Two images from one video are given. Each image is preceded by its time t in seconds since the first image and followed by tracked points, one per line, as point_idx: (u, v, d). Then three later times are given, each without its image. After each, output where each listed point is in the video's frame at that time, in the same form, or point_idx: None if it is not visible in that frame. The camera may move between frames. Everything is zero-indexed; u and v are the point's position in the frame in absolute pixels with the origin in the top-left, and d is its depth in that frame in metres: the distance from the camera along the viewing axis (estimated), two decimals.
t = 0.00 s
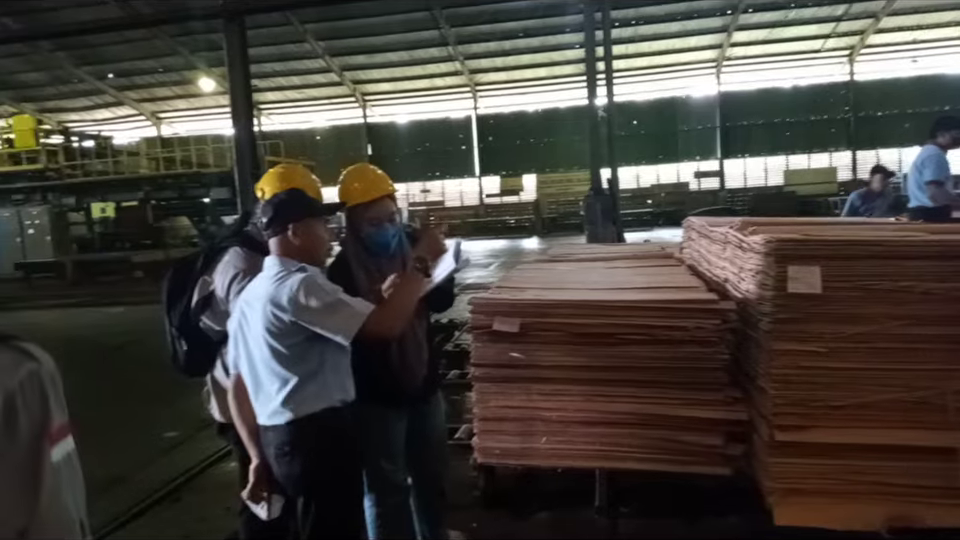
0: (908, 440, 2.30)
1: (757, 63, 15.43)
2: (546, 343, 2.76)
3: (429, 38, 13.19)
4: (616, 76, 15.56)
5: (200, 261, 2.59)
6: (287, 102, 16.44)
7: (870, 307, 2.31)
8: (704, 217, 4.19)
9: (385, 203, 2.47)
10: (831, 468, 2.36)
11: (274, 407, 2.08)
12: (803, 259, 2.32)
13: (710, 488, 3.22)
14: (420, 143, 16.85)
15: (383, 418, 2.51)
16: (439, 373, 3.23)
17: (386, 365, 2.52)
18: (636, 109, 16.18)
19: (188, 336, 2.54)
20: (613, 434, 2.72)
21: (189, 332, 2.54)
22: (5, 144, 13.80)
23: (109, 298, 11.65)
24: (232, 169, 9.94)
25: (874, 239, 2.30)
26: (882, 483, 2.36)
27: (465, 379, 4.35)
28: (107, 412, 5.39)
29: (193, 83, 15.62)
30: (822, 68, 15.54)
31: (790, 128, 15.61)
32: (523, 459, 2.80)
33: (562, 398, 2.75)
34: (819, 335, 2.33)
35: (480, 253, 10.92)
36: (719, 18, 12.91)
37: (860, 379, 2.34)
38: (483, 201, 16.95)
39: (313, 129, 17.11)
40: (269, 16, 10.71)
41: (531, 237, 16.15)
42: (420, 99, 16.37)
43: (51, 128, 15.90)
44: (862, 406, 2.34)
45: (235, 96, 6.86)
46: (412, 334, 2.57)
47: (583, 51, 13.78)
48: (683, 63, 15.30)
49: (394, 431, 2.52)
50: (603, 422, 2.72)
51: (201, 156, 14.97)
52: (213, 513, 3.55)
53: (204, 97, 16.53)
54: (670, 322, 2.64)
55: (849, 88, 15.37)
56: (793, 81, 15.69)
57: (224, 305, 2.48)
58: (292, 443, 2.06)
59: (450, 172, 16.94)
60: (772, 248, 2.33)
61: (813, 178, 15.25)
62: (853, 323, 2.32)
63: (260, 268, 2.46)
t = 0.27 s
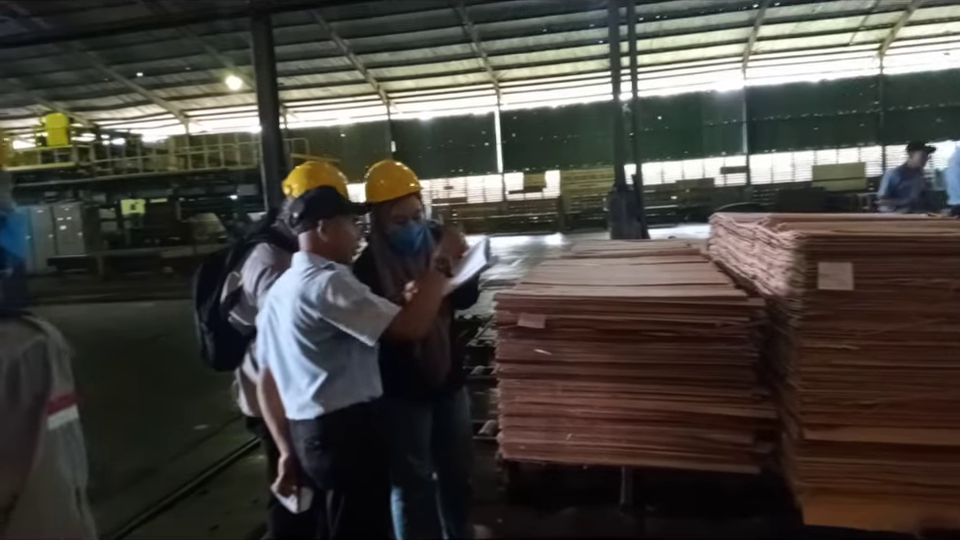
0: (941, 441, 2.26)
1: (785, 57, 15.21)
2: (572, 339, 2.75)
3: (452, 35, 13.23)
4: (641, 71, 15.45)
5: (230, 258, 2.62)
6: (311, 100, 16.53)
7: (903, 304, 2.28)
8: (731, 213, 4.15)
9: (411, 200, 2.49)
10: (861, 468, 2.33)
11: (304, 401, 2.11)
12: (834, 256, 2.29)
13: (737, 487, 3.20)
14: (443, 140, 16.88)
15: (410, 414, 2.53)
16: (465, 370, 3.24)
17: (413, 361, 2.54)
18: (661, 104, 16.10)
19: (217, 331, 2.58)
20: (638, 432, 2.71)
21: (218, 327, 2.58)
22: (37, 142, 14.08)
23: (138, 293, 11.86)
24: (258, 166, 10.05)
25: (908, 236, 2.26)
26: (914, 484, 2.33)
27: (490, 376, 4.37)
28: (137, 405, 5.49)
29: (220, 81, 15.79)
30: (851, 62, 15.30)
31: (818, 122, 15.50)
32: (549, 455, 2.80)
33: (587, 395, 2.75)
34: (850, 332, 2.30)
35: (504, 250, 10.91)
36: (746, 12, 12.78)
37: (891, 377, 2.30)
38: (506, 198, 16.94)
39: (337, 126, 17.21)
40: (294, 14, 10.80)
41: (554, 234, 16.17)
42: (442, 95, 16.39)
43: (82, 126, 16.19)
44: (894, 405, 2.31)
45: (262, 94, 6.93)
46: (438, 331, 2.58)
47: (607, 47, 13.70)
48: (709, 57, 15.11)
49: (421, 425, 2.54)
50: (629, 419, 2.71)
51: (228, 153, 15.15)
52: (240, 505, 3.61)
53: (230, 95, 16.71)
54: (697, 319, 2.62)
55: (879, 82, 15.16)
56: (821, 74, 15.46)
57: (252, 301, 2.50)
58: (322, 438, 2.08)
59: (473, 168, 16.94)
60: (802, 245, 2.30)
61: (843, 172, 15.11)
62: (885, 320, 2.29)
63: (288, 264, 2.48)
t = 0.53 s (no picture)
0: None
1: (819, 48, 14.93)
2: (600, 333, 2.74)
3: (480, 27, 13.22)
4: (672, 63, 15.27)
5: (262, 248, 2.64)
6: (340, 93, 16.63)
7: (943, 301, 2.22)
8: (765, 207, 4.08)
9: (440, 192, 2.50)
10: (895, 467, 2.28)
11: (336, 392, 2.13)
12: (873, 251, 2.24)
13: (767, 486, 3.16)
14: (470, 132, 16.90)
15: (438, 406, 2.54)
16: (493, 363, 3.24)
17: (440, 354, 2.56)
18: (691, 97, 15.93)
19: (248, 321, 2.61)
20: (667, 427, 2.69)
21: (249, 317, 2.61)
22: (73, 135, 14.39)
23: (171, 283, 12.10)
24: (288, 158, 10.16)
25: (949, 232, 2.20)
26: (949, 485, 2.28)
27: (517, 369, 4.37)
28: (170, 393, 5.60)
29: (251, 75, 15.94)
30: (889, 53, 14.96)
31: (854, 115, 15.23)
32: (576, 449, 2.79)
33: (616, 389, 2.74)
34: (886, 329, 2.25)
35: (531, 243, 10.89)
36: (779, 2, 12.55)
37: (929, 375, 2.25)
38: (533, 191, 16.90)
39: (365, 119, 17.31)
40: (324, 7, 10.87)
41: (581, 227, 16.07)
42: (470, 88, 16.38)
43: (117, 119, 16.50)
44: (931, 404, 2.26)
45: (291, 87, 6.98)
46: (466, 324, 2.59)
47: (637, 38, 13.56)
48: (740, 48, 14.89)
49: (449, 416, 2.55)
50: (658, 414, 2.69)
51: (258, 146, 15.33)
52: (270, 493, 3.66)
53: (261, 88, 16.89)
54: (730, 314, 2.59)
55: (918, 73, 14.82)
56: (857, 66, 15.17)
57: (283, 292, 2.53)
58: (354, 427, 2.10)
59: (500, 162, 16.98)
60: (839, 239, 2.25)
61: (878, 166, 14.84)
62: (923, 317, 2.24)
63: (320, 256, 2.50)
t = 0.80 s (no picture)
0: None
1: (848, 45, 14.70)
2: (625, 331, 2.72)
3: (504, 24, 13.22)
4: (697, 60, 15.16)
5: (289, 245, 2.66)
6: (364, 91, 16.71)
7: None
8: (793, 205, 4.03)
9: (465, 189, 2.52)
10: (923, 470, 2.25)
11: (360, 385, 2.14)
12: (906, 251, 2.19)
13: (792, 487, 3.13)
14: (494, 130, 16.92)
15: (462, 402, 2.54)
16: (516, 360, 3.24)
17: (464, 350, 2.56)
18: (717, 94, 15.82)
19: (276, 316, 2.63)
20: (692, 426, 2.66)
21: (277, 313, 2.63)
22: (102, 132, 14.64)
23: (198, 278, 12.29)
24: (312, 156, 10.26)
25: None
26: None
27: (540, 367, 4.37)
28: (199, 386, 5.70)
29: (276, 73, 16.09)
30: (921, 49, 14.72)
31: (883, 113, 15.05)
32: (599, 448, 2.77)
33: (640, 388, 2.72)
34: (918, 330, 2.21)
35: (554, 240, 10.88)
36: None
37: None
38: (555, 189, 16.90)
39: (388, 117, 17.40)
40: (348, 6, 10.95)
41: (603, 225, 15.95)
42: (493, 86, 16.38)
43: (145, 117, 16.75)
44: None
45: (315, 85, 7.03)
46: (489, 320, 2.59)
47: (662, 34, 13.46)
48: (767, 45, 14.66)
49: (472, 413, 2.54)
50: (683, 413, 2.67)
51: (283, 144, 15.49)
52: (294, 487, 3.69)
53: (286, 87, 17.05)
54: (757, 313, 2.56)
55: (950, 70, 14.56)
56: (887, 63, 14.95)
57: (310, 288, 2.55)
58: (378, 421, 2.11)
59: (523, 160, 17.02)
60: (871, 238, 2.21)
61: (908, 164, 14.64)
62: (955, 318, 2.19)
63: (345, 253, 2.50)
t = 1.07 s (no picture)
0: None
1: (882, 41, 14.42)
2: (654, 331, 2.70)
3: (530, 22, 13.20)
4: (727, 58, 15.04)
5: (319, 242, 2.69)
6: (390, 89, 16.78)
7: None
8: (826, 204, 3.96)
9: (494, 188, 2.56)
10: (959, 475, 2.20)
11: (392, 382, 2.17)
12: (945, 251, 2.14)
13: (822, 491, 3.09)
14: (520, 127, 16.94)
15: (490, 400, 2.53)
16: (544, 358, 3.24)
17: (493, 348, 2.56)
18: (746, 91, 15.69)
19: (306, 313, 2.66)
20: (722, 428, 2.64)
21: (307, 309, 2.66)
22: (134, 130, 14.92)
23: (228, 274, 12.50)
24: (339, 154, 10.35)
25: None
26: None
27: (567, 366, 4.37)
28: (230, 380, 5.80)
29: (304, 71, 16.25)
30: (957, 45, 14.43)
31: (917, 111, 14.87)
32: (626, 449, 2.77)
33: (669, 388, 2.70)
34: (955, 333, 2.16)
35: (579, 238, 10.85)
36: None
37: None
38: (581, 186, 16.90)
39: (414, 115, 17.49)
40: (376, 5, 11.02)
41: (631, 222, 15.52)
42: (519, 84, 16.36)
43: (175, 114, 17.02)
44: None
45: (343, 84, 7.08)
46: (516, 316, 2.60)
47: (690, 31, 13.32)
48: (798, 42, 14.39)
49: (499, 410, 2.54)
50: (712, 415, 2.65)
51: (311, 142, 15.66)
52: (323, 481, 3.73)
53: (313, 85, 17.20)
54: (789, 314, 2.52)
55: None
56: (923, 59, 14.68)
57: (340, 285, 2.57)
58: (407, 418, 2.13)
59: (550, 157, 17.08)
60: (908, 238, 2.16)
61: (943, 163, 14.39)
62: None
63: (375, 250, 2.52)
